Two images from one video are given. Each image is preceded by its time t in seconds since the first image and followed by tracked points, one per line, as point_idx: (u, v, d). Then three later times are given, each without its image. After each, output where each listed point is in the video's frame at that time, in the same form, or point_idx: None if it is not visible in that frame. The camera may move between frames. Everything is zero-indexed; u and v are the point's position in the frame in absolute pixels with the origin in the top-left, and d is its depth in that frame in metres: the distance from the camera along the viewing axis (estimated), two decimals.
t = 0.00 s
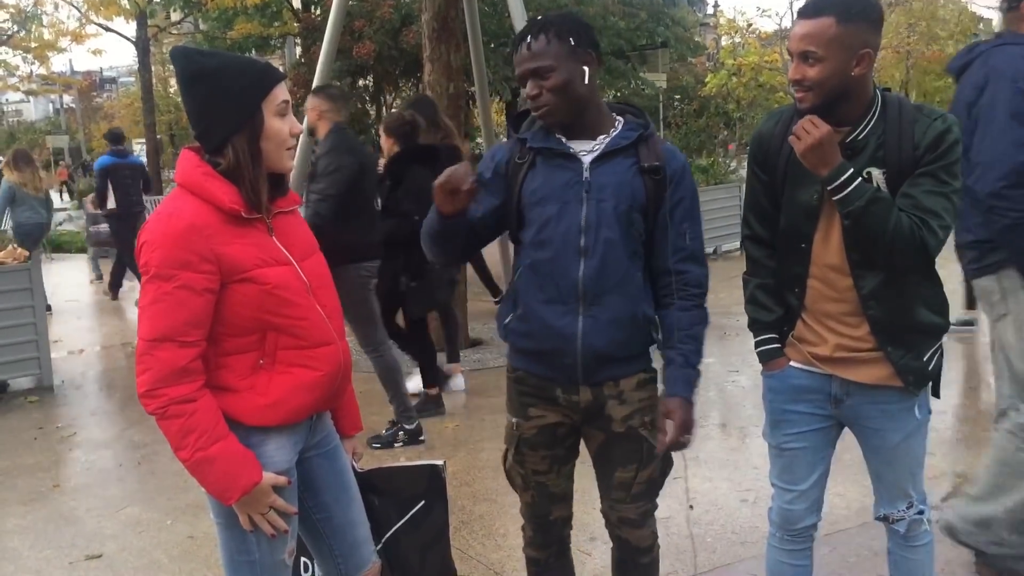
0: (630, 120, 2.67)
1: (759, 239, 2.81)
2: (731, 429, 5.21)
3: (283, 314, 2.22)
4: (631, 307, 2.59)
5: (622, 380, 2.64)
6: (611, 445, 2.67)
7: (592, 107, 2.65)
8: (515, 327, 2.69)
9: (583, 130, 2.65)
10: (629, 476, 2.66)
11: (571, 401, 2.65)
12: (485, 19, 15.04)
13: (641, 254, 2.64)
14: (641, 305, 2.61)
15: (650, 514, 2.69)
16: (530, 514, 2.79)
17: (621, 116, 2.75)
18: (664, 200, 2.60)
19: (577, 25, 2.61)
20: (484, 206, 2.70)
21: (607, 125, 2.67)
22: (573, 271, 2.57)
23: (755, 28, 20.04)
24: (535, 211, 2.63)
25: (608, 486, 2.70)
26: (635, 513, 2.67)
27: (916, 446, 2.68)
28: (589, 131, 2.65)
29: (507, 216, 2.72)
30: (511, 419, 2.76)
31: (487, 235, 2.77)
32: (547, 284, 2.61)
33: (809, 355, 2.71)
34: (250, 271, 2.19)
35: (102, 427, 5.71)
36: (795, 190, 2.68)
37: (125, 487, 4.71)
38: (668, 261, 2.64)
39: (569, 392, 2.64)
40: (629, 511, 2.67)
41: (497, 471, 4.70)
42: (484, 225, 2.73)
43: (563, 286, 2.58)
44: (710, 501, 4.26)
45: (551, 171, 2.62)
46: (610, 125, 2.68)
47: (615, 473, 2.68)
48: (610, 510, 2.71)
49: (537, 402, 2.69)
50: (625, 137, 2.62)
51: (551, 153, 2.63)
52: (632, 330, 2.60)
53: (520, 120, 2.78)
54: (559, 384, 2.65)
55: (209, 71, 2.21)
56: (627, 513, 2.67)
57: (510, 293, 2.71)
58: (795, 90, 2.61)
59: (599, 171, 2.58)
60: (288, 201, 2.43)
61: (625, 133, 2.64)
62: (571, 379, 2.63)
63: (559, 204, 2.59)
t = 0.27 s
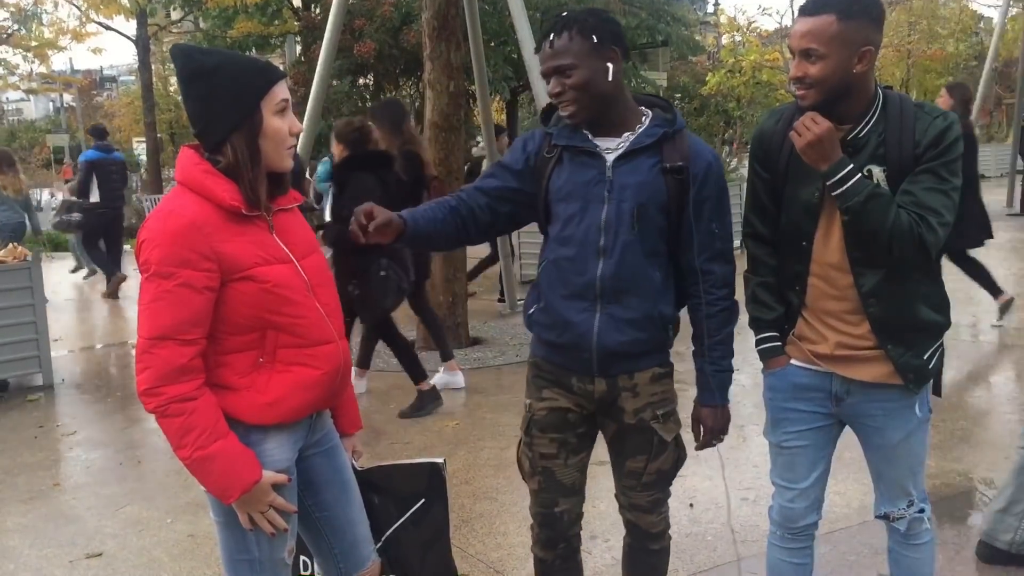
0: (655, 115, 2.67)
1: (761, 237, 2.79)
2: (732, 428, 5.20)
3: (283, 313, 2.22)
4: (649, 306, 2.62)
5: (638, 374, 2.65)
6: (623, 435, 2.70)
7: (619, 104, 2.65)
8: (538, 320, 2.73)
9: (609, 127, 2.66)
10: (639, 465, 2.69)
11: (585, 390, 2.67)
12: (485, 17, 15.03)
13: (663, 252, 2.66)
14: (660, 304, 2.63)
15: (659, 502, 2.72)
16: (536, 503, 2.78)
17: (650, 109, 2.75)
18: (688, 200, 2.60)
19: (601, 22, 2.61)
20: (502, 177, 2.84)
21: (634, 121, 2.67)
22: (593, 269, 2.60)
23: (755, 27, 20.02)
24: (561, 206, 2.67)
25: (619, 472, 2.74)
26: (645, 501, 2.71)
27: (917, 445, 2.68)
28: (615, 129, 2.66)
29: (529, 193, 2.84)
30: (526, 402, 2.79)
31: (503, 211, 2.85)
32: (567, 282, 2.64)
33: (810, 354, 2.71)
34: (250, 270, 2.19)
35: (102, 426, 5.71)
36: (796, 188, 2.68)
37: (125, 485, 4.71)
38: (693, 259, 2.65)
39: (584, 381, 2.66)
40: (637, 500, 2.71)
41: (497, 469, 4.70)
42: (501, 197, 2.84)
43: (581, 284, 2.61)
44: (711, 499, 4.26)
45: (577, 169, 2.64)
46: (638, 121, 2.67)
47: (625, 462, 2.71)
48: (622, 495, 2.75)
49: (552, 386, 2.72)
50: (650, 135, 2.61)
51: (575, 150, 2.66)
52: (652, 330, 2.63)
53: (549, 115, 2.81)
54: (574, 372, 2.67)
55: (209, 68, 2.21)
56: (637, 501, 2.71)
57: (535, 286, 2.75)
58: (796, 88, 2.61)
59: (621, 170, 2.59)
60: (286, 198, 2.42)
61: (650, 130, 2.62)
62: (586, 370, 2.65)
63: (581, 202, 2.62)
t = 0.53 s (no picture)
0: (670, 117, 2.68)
1: (763, 238, 2.79)
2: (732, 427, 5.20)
3: (282, 313, 2.21)
4: (658, 307, 2.62)
5: (646, 371, 2.65)
6: (630, 433, 2.70)
7: (637, 103, 2.67)
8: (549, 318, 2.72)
9: (626, 127, 2.67)
10: (645, 462, 2.70)
11: (594, 388, 2.66)
12: (485, 17, 15.02)
13: (672, 254, 2.66)
14: (670, 305, 2.64)
15: (664, 500, 2.74)
16: (543, 499, 2.76)
17: (668, 111, 2.75)
18: (701, 204, 2.60)
19: (625, 22, 2.64)
20: (516, 171, 2.82)
21: (651, 123, 2.68)
22: (604, 268, 2.59)
23: (755, 27, 20.00)
24: (574, 204, 2.66)
25: (625, 469, 2.74)
26: (650, 498, 2.72)
27: (916, 444, 2.68)
28: (633, 129, 2.67)
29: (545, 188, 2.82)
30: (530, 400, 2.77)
31: (516, 206, 2.83)
32: (577, 280, 2.63)
33: (809, 353, 2.70)
34: (249, 270, 2.19)
35: (101, 426, 5.71)
36: (796, 187, 2.68)
37: (124, 485, 4.70)
38: (704, 265, 2.66)
39: (592, 379, 2.65)
40: (643, 496, 2.73)
41: (497, 469, 4.70)
42: (514, 192, 2.83)
43: (593, 282, 2.60)
44: (711, 499, 4.26)
45: (593, 168, 2.64)
46: (655, 122, 2.69)
47: (631, 460, 2.72)
48: (627, 492, 2.76)
49: (559, 384, 2.71)
50: (667, 137, 2.62)
51: (592, 149, 2.66)
52: (660, 329, 2.63)
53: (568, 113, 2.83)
54: (582, 370, 2.66)
55: (208, 68, 2.21)
56: (642, 498, 2.72)
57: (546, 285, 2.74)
58: (797, 87, 2.61)
59: (637, 171, 2.59)
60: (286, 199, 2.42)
61: (667, 133, 2.63)
62: (596, 368, 2.64)
63: (594, 201, 2.61)
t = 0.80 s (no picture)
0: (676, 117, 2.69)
1: (763, 238, 2.78)
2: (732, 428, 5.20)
3: (282, 314, 2.21)
4: (658, 307, 2.62)
5: (646, 370, 2.65)
6: (630, 432, 2.70)
7: (642, 104, 2.66)
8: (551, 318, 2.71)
9: (630, 128, 2.67)
10: (644, 461, 2.69)
11: (593, 384, 2.65)
12: (485, 18, 15.01)
13: (676, 254, 2.66)
14: (671, 305, 2.64)
15: (664, 500, 2.73)
16: (537, 495, 2.76)
17: (671, 111, 2.75)
18: (703, 203, 2.61)
19: (631, 23, 2.63)
20: (522, 171, 2.82)
21: (655, 124, 2.68)
22: (605, 267, 2.59)
23: (755, 27, 19.98)
24: (576, 203, 2.67)
25: (625, 468, 2.73)
26: (650, 498, 2.72)
27: (918, 445, 2.67)
28: (636, 130, 2.67)
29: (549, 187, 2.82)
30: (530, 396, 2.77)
31: (521, 203, 2.83)
32: (579, 280, 2.63)
33: (811, 354, 2.70)
34: (250, 271, 2.18)
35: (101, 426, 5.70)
36: (797, 188, 2.67)
37: (124, 485, 4.70)
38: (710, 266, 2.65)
39: (592, 376, 2.65)
40: (642, 496, 2.72)
41: (497, 469, 4.69)
42: (518, 190, 2.82)
43: (594, 281, 2.60)
44: (712, 499, 4.25)
45: (594, 168, 2.65)
46: (660, 122, 2.69)
47: (631, 458, 2.71)
48: (628, 492, 2.75)
49: (559, 380, 2.70)
50: (670, 137, 2.62)
51: (595, 149, 2.66)
52: (660, 329, 2.63)
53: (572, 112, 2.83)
54: (582, 367, 2.66)
55: (212, 68, 2.21)
56: (642, 498, 2.72)
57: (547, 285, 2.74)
58: (800, 87, 2.60)
59: (639, 170, 2.60)
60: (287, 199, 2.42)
61: (670, 133, 2.64)
62: (595, 366, 2.63)
63: (597, 201, 2.62)
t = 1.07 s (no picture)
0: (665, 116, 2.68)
1: (766, 238, 2.78)
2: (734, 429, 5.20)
3: (285, 315, 2.21)
4: (657, 306, 2.62)
5: (643, 372, 2.65)
6: (629, 434, 2.70)
7: (631, 104, 2.66)
8: (544, 319, 2.70)
9: (619, 127, 2.67)
10: (644, 464, 2.69)
11: (591, 388, 2.65)
12: (487, 18, 15.01)
13: (670, 252, 2.66)
14: (667, 304, 2.64)
15: (663, 501, 2.73)
16: (528, 500, 2.78)
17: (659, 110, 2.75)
18: (696, 203, 2.61)
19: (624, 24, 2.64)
20: (513, 177, 2.81)
21: (645, 124, 2.68)
22: (600, 268, 2.58)
23: (756, 28, 19.97)
24: (569, 204, 2.66)
25: (624, 471, 2.73)
26: (649, 500, 2.72)
27: (920, 446, 2.67)
28: (625, 129, 2.67)
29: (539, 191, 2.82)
30: (525, 401, 2.76)
31: (510, 209, 2.82)
32: (573, 281, 2.62)
33: (814, 355, 2.69)
34: (252, 272, 2.18)
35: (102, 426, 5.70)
36: (801, 188, 2.67)
37: (125, 485, 4.70)
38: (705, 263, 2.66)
39: (589, 379, 2.65)
40: (642, 498, 2.72)
41: (498, 470, 4.69)
42: (507, 195, 2.82)
43: (589, 282, 2.60)
44: (713, 500, 4.25)
45: (585, 169, 2.64)
46: (648, 122, 2.68)
47: (630, 461, 2.71)
48: (626, 495, 2.75)
49: (555, 386, 2.70)
50: (660, 136, 2.62)
51: (586, 150, 2.66)
52: (659, 329, 2.63)
53: (560, 114, 2.83)
54: (579, 371, 2.65)
55: (216, 68, 2.20)
56: (643, 500, 2.72)
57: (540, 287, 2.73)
58: (803, 87, 2.60)
59: (632, 170, 2.60)
60: (290, 199, 2.42)
61: (660, 132, 2.64)
62: (593, 368, 2.63)
63: (590, 201, 2.62)
